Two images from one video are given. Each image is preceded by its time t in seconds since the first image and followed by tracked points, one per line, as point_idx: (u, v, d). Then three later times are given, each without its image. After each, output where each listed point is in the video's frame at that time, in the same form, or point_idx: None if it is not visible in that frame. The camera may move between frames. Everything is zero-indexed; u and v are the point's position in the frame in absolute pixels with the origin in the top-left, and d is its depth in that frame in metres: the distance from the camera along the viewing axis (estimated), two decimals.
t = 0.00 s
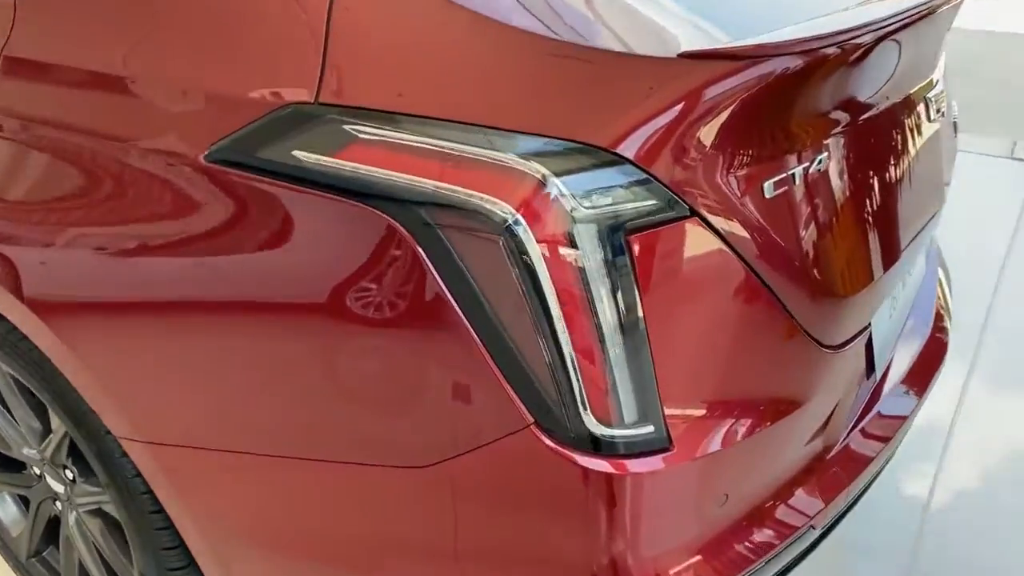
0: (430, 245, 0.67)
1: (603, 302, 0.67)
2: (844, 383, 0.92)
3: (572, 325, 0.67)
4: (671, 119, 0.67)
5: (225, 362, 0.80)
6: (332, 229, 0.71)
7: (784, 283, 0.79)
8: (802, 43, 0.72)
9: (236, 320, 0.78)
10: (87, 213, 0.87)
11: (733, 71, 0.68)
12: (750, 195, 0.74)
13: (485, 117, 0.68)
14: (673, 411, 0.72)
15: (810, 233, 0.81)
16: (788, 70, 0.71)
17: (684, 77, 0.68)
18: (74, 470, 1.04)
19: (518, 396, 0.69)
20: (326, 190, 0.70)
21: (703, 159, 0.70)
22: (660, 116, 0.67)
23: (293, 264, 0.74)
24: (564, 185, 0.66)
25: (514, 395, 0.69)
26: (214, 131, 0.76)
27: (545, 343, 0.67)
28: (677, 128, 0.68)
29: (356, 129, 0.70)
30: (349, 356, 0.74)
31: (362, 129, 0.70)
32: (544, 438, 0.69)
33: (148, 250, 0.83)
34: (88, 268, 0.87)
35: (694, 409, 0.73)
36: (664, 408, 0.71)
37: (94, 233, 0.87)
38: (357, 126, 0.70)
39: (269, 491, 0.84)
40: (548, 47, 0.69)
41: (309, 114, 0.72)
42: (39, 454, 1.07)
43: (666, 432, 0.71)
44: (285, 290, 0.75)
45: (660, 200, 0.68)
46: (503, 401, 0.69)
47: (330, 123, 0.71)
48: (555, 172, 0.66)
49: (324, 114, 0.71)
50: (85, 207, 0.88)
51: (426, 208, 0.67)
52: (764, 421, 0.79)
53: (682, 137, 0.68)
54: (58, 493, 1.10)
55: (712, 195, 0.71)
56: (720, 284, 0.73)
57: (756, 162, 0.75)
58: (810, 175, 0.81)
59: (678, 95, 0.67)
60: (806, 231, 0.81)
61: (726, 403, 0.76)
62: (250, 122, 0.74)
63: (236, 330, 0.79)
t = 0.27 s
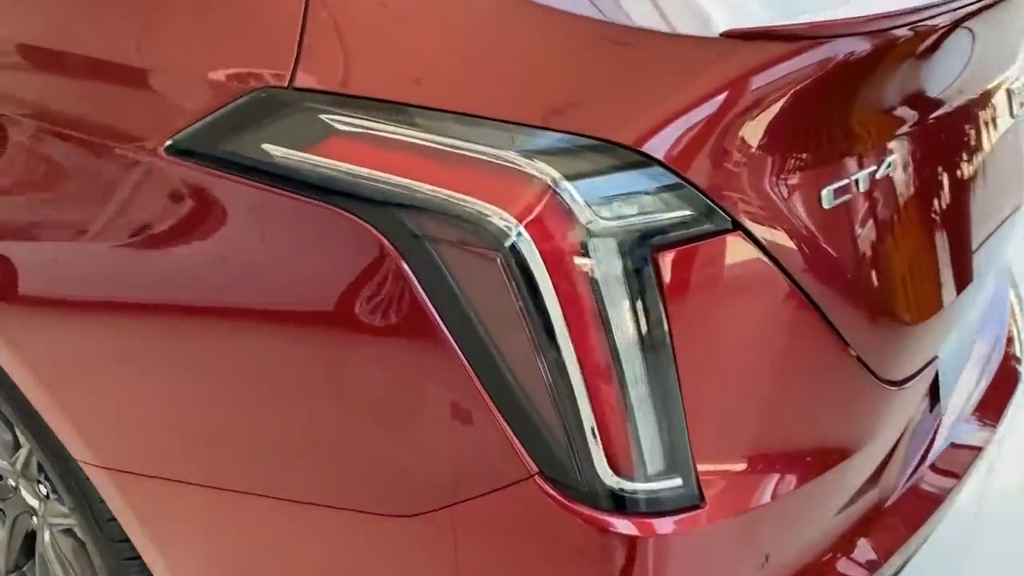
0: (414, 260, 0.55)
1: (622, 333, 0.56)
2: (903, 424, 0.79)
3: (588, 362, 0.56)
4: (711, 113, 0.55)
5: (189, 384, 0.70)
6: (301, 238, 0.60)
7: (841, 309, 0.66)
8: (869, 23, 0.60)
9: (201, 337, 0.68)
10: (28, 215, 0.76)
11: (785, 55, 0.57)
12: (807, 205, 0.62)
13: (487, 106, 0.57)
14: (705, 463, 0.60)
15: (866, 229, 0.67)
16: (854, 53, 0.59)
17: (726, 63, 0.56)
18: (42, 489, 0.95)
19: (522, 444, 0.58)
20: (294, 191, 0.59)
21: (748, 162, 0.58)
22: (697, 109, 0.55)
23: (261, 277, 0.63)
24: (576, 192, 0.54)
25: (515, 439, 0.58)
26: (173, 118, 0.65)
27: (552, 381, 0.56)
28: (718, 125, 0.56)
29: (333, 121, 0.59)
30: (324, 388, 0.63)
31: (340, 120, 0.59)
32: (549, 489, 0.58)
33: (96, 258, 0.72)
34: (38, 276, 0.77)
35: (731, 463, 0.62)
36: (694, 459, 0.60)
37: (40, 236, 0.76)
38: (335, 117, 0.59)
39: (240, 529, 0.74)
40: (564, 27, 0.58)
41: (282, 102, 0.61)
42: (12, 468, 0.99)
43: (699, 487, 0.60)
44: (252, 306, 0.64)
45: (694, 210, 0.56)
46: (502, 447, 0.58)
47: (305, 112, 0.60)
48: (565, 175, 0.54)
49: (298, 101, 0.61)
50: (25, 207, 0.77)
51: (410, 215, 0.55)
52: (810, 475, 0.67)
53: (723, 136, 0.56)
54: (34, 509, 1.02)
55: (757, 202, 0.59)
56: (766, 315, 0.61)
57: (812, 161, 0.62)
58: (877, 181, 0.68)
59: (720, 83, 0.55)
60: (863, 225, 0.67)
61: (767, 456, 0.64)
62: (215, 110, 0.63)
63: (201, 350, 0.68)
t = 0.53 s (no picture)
0: (417, 284, 0.47)
1: (657, 379, 0.47)
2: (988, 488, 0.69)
3: (616, 413, 0.47)
4: (778, 119, 0.46)
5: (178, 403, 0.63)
6: (291, 251, 0.52)
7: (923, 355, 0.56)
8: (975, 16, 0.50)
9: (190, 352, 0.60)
10: (48, 208, 0.69)
11: (868, 54, 0.48)
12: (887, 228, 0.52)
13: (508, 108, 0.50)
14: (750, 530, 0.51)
15: (955, 239, 0.57)
16: (952, 52, 0.49)
17: (793, 64, 0.48)
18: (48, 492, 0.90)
19: (534, 502, 0.50)
20: (286, 197, 0.51)
21: (818, 186, 0.49)
22: (761, 115, 0.46)
23: (251, 292, 0.55)
24: (605, 211, 0.46)
25: (528, 495, 0.49)
26: (169, 108, 0.58)
27: (572, 433, 0.47)
28: (786, 135, 0.47)
29: (333, 117, 0.52)
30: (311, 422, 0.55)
31: (340, 117, 0.52)
32: (565, 552, 0.50)
33: (86, 258, 0.66)
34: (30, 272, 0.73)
35: (792, 538, 0.53)
36: (739, 530, 0.51)
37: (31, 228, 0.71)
38: (336, 114, 0.52)
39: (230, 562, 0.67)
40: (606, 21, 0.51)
41: (280, 95, 0.55)
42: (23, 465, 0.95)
43: (739, 558, 0.51)
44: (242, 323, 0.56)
45: (747, 236, 0.47)
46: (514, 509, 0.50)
47: (304, 107, 0.53)
48: (593, 192, 0.46)
49: (298, 94, 0.54)
50: (14, 202, 0.72)
51: (412, 231, 0.47)
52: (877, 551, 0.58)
53: (792, 150, 0.47)
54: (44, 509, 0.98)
55: (823, 226, 0.49)
56: (834, 365, 0.50)
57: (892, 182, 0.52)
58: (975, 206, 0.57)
59: (786, 85, 0.47)
60: (952, 231, 0.56)
61: (832, 534, 0.55)
62: (208, 102, 0.57)
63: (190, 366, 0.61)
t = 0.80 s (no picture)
0: (417, 298, 0.44)
1: (667, 415, 0.43)
2: None
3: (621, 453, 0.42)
4: (834, 130, 0.41)
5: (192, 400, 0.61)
6: (296, 257, 0.49)
7: (982, 403, 0.50)
8: None
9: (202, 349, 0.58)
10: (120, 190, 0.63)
11: (946, 59, 0.42)
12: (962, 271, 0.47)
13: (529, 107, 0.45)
14: None
15: None
16: None
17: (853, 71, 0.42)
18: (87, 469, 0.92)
19: (534, 543, 0.45)
20: (291, 198, 0.48)
21: (873, 218, 0.43)
22: (814, 125, 0.41)
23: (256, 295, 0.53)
24: (620, 231, 0.41)
25: (528, 542, 0.45)
26: (195, 100, 0.57)
27: (572, 471, 0.43)
28: (843, 150, 0.41)
29: (344, 115, 0.49)
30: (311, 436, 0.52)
31: (351, 116, 0.49)
32: None
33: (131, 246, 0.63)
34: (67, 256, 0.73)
35: None
36: None
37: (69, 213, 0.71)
38: (347, 112, 0.49)
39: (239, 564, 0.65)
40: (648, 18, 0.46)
41: (294, 90, 0.52)
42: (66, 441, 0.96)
43: None
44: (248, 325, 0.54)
45: (776, 263, 0.42)
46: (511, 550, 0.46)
47: (316, 104, 0.50)
48: (602, 209, 0.41)
49: (310, 91, 0.51)
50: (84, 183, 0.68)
51: (413, 241, 0.43)
52: None
53: (848, 168, 0.42)
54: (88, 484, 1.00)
55: (880, 258, 0.44)
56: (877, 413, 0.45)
57: (961, 210, 0.46)
58: None
59: (845, 93, 0.41)
60: None
61: None
62: (227, 96, 0.55)
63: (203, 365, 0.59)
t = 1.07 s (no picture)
0: (360, 298, 0.45)
1: (594, 424, 0.43)
2: None
3: (544, 460, 0.43)
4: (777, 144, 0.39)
5: (179, 382, 0.64)
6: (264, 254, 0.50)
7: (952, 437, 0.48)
8: None
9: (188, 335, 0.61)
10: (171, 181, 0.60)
11: (910, 69, 0.40)
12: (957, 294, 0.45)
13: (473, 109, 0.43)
14: None
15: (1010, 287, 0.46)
16: None
17: (835, 70, 0.41)
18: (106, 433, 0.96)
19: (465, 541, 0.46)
20: (256, 192, 0.50)
21: (841, 239, 0.42)
22: (778, 129, 0.39)
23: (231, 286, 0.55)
24: (549, 242, 0.40)
25: (461, 537, 0.46)
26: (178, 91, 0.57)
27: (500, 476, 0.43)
28: (817, 152, 0.40)
29: (306, 110, 0.48)
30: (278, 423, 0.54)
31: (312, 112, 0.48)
32: None
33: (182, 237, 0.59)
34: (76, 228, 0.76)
35: None
36: None
37: (80, 192, 0.74)
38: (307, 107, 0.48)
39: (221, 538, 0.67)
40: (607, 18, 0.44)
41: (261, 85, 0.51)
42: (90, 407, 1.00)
43: None
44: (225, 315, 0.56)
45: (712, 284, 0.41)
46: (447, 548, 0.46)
47: (278, 99, 0.50)
48: (531, 220, 0.40)
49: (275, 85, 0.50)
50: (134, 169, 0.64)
51: (358, 242, 0.44)
52: None
53: (821, 172, 0.40)
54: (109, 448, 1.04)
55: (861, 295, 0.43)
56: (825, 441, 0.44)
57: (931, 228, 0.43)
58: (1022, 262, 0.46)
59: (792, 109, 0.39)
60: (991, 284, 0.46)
61: None
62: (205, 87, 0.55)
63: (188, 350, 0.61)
